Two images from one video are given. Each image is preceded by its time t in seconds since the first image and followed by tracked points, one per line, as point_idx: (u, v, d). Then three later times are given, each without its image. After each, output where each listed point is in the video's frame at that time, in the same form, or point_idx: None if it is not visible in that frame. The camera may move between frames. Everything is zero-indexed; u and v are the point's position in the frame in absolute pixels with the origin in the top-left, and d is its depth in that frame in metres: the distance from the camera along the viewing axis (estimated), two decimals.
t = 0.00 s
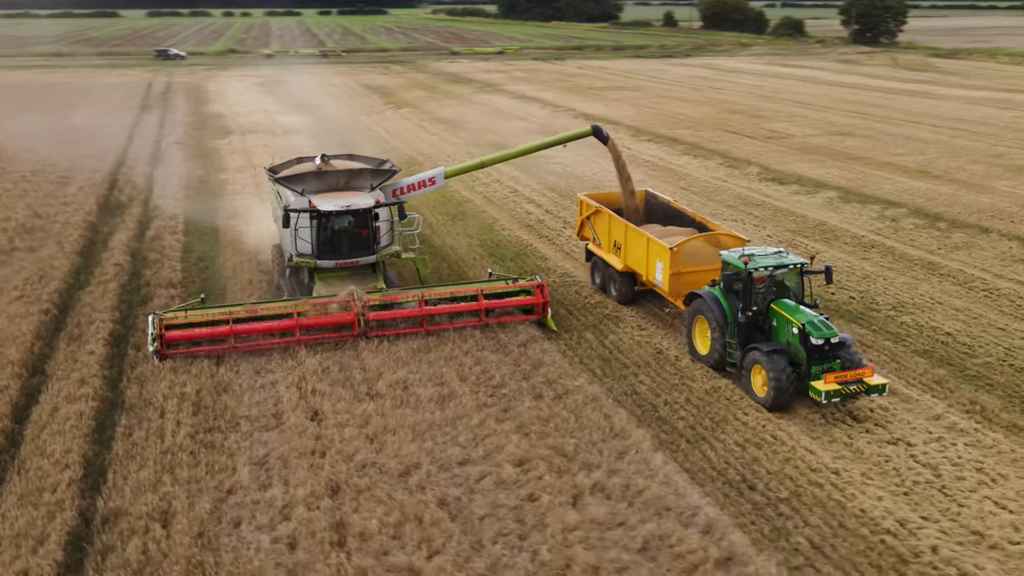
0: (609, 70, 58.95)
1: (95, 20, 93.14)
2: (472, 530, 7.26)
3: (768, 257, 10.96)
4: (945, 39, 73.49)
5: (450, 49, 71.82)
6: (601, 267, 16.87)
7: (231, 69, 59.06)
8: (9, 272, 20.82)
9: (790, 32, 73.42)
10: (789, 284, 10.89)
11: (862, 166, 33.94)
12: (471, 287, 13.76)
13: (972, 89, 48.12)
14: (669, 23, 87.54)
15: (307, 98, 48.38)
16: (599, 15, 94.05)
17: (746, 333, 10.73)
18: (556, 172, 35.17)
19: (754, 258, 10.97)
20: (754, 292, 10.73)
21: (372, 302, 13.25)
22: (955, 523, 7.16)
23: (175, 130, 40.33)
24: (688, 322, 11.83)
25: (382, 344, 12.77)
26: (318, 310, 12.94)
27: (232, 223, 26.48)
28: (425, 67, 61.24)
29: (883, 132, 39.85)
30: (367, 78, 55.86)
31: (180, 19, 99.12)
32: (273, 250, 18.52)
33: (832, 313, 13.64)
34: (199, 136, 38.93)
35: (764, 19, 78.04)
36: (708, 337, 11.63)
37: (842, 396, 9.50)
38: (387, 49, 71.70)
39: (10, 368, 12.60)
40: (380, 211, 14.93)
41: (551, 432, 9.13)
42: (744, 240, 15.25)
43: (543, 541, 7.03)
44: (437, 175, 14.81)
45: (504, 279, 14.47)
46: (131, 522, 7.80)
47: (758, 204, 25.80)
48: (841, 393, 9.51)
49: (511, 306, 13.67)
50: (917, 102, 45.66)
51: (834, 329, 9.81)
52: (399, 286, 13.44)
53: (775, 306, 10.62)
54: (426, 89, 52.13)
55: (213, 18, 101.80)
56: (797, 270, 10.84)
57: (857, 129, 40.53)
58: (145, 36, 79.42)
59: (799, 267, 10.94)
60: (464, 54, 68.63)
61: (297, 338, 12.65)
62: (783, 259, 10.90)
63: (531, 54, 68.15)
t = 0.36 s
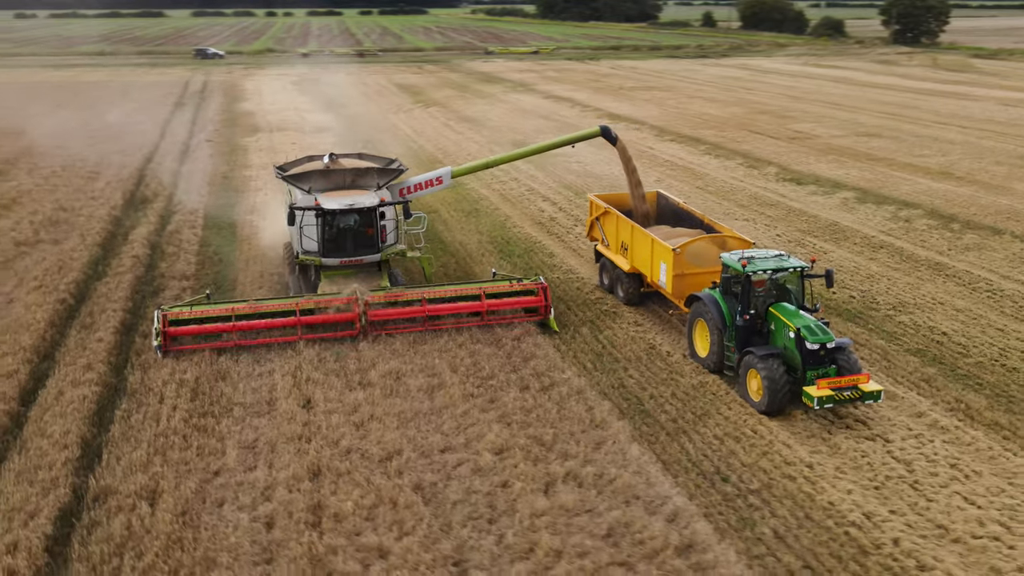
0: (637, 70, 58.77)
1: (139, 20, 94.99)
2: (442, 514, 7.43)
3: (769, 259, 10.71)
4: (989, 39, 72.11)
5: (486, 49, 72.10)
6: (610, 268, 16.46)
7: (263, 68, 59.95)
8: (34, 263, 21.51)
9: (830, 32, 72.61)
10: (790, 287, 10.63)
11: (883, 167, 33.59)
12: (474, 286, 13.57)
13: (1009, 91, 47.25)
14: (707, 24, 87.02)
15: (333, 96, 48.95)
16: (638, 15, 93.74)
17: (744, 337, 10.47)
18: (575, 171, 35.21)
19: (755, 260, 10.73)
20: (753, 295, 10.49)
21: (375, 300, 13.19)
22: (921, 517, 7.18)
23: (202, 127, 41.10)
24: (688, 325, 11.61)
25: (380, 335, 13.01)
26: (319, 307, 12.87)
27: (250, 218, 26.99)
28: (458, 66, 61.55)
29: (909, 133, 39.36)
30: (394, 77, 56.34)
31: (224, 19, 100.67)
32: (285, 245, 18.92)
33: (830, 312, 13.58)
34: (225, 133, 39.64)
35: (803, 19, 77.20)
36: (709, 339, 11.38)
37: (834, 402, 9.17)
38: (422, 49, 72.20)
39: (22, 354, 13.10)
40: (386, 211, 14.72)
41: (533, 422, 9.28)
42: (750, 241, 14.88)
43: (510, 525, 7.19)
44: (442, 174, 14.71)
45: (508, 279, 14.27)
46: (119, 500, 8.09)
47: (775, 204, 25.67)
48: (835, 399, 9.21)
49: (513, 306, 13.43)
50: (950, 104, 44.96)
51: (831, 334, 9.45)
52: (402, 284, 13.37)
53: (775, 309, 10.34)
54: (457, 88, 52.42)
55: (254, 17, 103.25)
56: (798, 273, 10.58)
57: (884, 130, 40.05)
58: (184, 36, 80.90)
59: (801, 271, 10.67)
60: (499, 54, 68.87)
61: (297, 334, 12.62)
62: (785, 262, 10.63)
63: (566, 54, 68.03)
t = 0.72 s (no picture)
0: (665, 70, 58.44)
1: (180, 19, 96.38)
2: (416, 498, 7.63)
3: (770, 262, 10.62)
4: None
5: (520, 48, 72.24)
6: (614, 268, 15.84)
7: (295, 67, 60.60)
8: (57, 255, 22.13)
9: (870, 32, 71.63)
10: (789, 289, 10.56)
11: (905, 168, 33.17)
12: (476, 287, 13.40)
13: None
14: (746, 23, 86.19)
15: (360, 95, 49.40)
16: (677, 15, 93.12)
17: (741, 339, 10.41)
18: (593, 170, 35.21)
19: (755, 263, 10.67)
20: (751, 298, 10.44)
21: (377, 298, 12.99)
22: (889, 511, 7.22)
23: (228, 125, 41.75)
24: (687, 325, 11.53)
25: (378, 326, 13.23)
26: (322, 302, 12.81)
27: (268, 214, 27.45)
28: (492, 66, 61.75)
29: (936, 134, 38.78)
30: (421, 77, 56.64)
31: (264, 19, 101.81)
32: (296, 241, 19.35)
33: (827, 310, 13.54)
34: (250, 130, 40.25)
35: (844, 19, 76.17)
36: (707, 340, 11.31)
37: (824, 407, 8.88)
38: (459, 49, 72.54)
39: (35, 341, 13.57)
40: (392, 209, 14.39)
41: (517, 412, 9.43)
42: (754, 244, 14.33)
43: (480, 510, 7.35)
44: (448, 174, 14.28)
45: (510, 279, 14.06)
46: (111, 479, 8.40)
47: (791, 203, 25.49)
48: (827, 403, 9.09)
49: (515, 305, 13.22)
50: (983, 104, 44.19)
51: (826, 339, 9.35)
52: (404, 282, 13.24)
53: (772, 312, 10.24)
54: (486, 87, 52.58)
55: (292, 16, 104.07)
56: (798, 276, 10.48)
57: (910, 131, 39.51)
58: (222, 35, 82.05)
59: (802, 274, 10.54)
60: (533, 53, 68.98)
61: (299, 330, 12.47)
62: (786, 266, 10.54)
63: (602, 54, 67.71)
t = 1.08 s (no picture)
0: (693, 70, 58.13)
1: (218, 19, 97.44)
2: (392, 484, 7.83)
3: (765, 266, 10.54)
4: None
5: (553, 48, 72.28)
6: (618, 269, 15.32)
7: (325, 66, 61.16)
8: (78, 247, 22.71)
9: (910, 32, 70.61)
10: (784, 293, 10.43)
11: (925, 169, 32.80)
12: (475, 286, 13.11)
13: None
14: (784, 23, 85.24)
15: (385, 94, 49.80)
16: (715, 15, 92.29)
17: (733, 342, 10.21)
18: (611, 169, 35.23)
19: (749, 267, 10.61)
20: (746, 301, 10.33)
21: (378, 297, 12.78)
22: (857, 505, 7.28)
23: (253, 123, 42.33)
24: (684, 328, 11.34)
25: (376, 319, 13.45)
26: (320, 301, 12.56)
27: (285, 210, 27.86)
28: (523, 66, 61.79)
29: (962, 135, 38.24)
30: (447, 76, 56.91)
31: (302, 19, 102.86)
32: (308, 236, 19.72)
33: (825, 309, 13.49)
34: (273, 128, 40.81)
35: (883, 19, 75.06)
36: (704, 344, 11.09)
37: (813, 412, 8.79)
38: (492, 49, 72.70)
39: (46, 329, 14.04)
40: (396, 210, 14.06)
41: (501, 404, 9.59)
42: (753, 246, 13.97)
43: (452, 496, 7.53)
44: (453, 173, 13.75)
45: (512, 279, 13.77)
46: (103, 460, 8.70)
47: (806, 203, 25.36)
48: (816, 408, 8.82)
49: (514, 306, 12.90)
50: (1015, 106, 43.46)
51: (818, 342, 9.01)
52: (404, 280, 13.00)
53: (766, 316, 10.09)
54: (514, 87, 52.68)
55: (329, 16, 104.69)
56: (792, 279, 10.42)
57: (936, 133, 39.00)
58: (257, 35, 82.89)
59: (796, 278, 10.49)
60: (565, 53, 68.97)
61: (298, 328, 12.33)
62: (780, 270, 10.45)
63: (636, 54, 67.31)
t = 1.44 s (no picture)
0: (719, 70, 57.63)
1: (253, 19, 98.15)
2: (370, 470, 8.04)
3: (758, 268, 10.40)
4: None
5: (586, 48, 72.04)
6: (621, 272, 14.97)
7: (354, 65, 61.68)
8: (97, 241, 23.23)
9: (950, 32, 69.40)
10: (778, 296, 10.23)
11: (946, 170, 32.37)
12: (473, 285, 12.91)
13: None
14: (823, 23, 84.01)
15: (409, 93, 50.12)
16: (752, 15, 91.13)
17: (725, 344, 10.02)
18: (627, 167, 35.15)
19: (743, 270, 10.46)
20: (738, 304, 10.14)
21: (376, 296, 12.65)
22: (825, 498, 7.33)
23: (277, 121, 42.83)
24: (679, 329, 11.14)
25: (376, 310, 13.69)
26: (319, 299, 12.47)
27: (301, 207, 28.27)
28: (555, 66, 61.64)
29: (988, 137, 37.64)
30: (471, 75, 57.03)
31: (338, 18, 103.48)
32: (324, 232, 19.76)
33: (821, 308, 13.43)
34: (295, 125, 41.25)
35: (923, 19, 73.72)
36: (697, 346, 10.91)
37: (798, 417, 8.55)
38: (526, 48, 72.56)
39: (57, 319, 14.47)
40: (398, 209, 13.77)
41: (485, 396, 9.75)
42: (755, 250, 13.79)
43: (427, 482, 7.71)
44: (456, 172, 13.66)
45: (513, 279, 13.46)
46: (97, 443, 9.00)
47: (818, 203, 25.22)
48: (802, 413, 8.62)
49: (513, 306, 12.66)
50: None
51: (808, 346, 8.89)
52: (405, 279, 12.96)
53: (758, 318, 9.92)
54: (543, 86, 52.63)
55: (364, 16, 104.92)
56: (786, 283, 10.21)
57: (962, 134, 38.42)
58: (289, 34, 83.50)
59: (790, 282, 10.29)
60: (597, 53, 68.72)
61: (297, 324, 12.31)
62: (775, 273, 10.29)
63: (668, 54, 66.69)
